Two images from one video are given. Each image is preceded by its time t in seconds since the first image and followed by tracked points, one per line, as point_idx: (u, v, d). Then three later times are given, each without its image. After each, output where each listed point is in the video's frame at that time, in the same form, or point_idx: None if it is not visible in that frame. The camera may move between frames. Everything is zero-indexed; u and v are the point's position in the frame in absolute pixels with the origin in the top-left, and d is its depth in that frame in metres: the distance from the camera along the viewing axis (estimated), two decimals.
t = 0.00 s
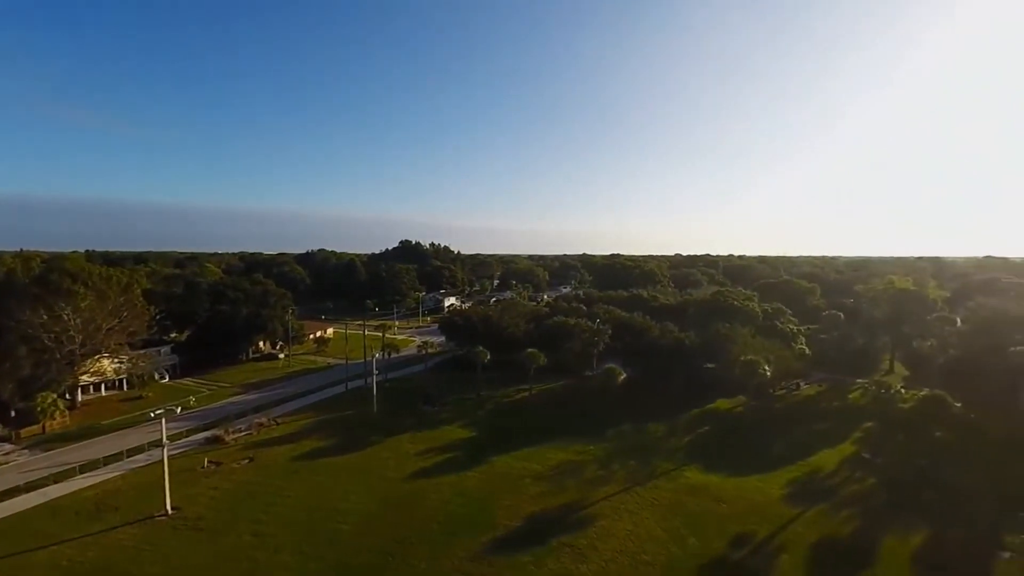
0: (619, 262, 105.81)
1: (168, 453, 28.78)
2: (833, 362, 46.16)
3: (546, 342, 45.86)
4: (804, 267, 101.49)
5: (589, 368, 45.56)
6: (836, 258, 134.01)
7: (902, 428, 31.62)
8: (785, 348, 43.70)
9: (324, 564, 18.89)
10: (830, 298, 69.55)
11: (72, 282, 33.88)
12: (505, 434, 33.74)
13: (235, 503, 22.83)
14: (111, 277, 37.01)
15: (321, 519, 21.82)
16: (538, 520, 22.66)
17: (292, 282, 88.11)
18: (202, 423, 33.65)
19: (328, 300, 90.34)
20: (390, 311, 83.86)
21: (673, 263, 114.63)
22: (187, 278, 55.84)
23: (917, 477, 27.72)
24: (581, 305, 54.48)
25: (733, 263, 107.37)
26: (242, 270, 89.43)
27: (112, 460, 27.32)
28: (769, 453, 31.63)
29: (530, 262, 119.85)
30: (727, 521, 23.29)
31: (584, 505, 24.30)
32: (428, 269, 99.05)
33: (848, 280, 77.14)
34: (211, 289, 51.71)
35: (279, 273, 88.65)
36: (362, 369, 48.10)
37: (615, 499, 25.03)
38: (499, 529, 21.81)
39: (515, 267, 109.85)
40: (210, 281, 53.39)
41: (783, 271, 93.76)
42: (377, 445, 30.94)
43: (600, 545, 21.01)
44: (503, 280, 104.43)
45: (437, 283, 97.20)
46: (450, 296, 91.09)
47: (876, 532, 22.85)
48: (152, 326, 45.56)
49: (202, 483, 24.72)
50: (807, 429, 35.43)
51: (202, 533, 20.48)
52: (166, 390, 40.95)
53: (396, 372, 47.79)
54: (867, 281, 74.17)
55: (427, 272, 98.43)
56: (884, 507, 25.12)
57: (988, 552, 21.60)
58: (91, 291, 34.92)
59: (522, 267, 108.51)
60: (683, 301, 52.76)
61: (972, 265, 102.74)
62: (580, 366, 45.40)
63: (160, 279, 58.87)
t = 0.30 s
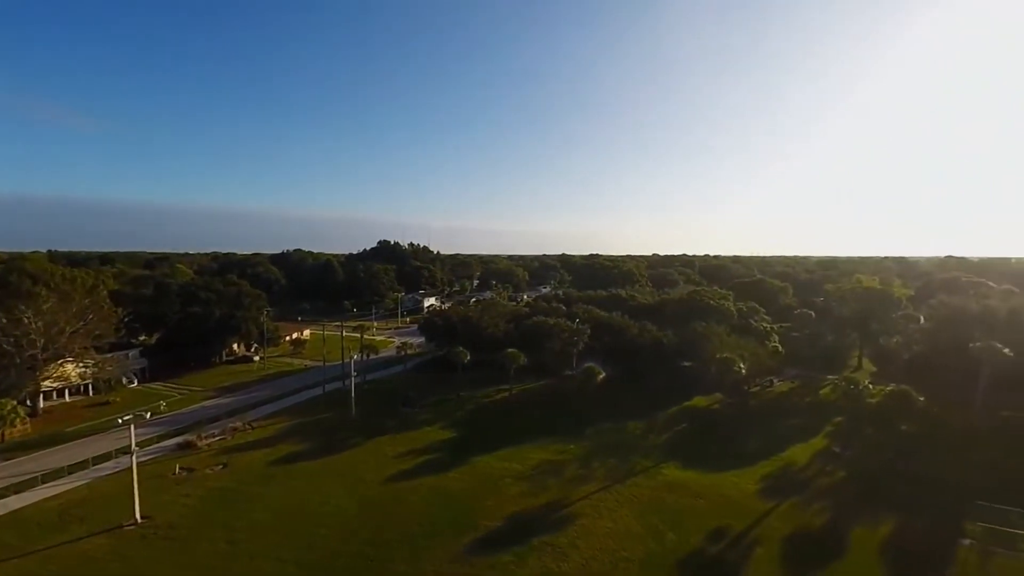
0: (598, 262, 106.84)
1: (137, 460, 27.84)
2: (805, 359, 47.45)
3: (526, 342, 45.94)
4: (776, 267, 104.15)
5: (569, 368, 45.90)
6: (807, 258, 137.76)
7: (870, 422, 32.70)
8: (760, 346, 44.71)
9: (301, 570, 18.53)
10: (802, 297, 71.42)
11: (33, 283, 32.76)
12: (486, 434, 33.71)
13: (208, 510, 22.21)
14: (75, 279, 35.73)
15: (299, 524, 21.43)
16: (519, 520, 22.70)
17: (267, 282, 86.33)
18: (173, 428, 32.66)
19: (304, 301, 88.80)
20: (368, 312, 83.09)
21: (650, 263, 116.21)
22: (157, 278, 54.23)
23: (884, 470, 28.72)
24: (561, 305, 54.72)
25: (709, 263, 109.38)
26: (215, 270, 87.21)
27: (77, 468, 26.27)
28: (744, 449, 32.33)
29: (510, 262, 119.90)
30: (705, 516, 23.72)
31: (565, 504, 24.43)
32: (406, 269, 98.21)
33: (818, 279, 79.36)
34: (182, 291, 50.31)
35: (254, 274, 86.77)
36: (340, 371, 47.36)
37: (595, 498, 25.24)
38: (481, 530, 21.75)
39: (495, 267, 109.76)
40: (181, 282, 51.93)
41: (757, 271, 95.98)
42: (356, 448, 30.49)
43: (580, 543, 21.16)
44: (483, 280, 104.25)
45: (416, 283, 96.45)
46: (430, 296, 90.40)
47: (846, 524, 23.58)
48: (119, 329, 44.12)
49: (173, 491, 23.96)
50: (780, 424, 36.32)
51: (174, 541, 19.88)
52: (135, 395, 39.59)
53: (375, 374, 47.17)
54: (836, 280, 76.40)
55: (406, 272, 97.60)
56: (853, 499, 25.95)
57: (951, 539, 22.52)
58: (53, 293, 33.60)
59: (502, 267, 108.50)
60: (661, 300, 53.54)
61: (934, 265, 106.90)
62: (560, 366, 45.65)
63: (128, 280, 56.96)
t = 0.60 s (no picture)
0: (577, 262, 107.51)
1: (105, 467, 26.91)
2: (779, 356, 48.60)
3: (506, 342, 45.99)
4: (751, 267, 106.50)
5: (550, 368, 46.09)
6: (780, 258, 141.10)
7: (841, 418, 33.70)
8: (735, 344, 45.64)
9: None
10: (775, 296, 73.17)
11: None
12: (467, 435, 33.59)
13: (181, 517, 21.62)
14: (36, 280, 34.35)
15: (276, 530, 21.02)
16: (500, 520, 22.69)
17: (241, 283, 84.51)
18: (143, 434, 31.67)
19: (280, 302, 87.16)
20: (346, 313, 82.11)
21: (629, 263, 117.49)
22: (125, 279, 52.58)
23: (854, 464, 29.65)
24: (541, 305, 54.90)
25: (686, 263, 111.12)
26: (187, 271, 84.90)
27: (41, 477, 25.26)
28: (721, 445, 32.98)
29: (490, 262, 119.83)
30: (683, 512, 24.12)
31: (546, 503, 24.55)
32: (386, 270, 97.26)
33: (791, 279, 81.39)
34: (152, 292, 48.89)
35: (228, 274, 84.84)
36: (318, 373, 46.62)
37: (576, 496, 25.42)
38: (462, 531, 21.70)
39: (475, 267, 109.52)
40: (151, 284, 50.46)
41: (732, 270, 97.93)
42: (334, 451, 30.07)
43: (561, 542, 21.28)
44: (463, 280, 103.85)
45: (395, 283, 95.60)
46: (409, 297, 89.65)
47: (818, 516, 24.27)
48: (85, 332, 42.64)
49: (144, 498, 23.26)
50: (755, 421, 37.16)
51: (144, 551, 19.26)
52: (102, 400, 38.27)
53: (353, 376, 46.58)
54: (808, 280, 78.49)
55: (384, 272, 96.56)
56: (825, 492, 26.72)
57: (916, 529, 23.36)
58: (13, 295, 32.21)
59: (482, 267, 108.30)
60: (639, 300, 54.21)
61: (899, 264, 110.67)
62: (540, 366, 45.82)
63: (94, 281, 54.99)
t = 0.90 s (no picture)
0: (557, 262, 107.96)
1: (70, 475, 25.92)
2: (754, 354, 49.66)
3: (487, 343, 45.96)
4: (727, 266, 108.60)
5: (530, 367, 46.21)
6: (754, 258, 144.12)
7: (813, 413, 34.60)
8: (712, 343, 46.46)
9: None
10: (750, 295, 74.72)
11: None
12: (448, 436, 33.46)
13: (153, 526, 20.99)
14: None
15: (251, 537, 20.52)
16: (482, 521, 22.64)
17: (215, 283, 82.40)
18: (110, 440, 30.60)
19: (256, 303, 85.35)
20: (324, 314, 81.07)
21: (608, 262, 118.61)
22: (92, 281, 50.81)
23: (826, 458, 30.49)
24: (521, 305, 54.99)
25: (663, 263, 112.64)
26: (158, 271, 82.57)
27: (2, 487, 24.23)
28: (699, 442, 33.53)
29: (470, 262, 119.49)
30: (662, 508, 24.44)
31: (527, 502, 24.58)
32: (364, 270, 96.15)
33: (765, 278, 83.25)
34: (121, 294, 47.34)
35: (200, 275, 82.71)
36: (295, 375, 45.80)
37: (557, 495, 25.52)
38: (443, 533, 21.57)
39: (455, 267, 109.06)
40: (119, 286, 48.84)
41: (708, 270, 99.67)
42: (312, 454, 29.58)
43: (542, 541, 21.34)
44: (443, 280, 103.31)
45: (374, 284, 94.59)
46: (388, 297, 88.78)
47: (792, 510, 24.87)
48: (48, 336, 41.01)
49: (113, 507, 22.50)
50: (731, 417, 37.89)
51: (113, 561, 18.62)
52: (67, 406, 36.88)
53: (331, 378, 45.90)
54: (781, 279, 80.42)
55: (363, 273, 95.42)
56: (798, 486, 27.42)
57: (885, 520, 24.13)
58: None
59: (462, 267, 107.91)
60: (618, 299, 54.78)
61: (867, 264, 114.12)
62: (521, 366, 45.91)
63: (58, 283, 52.98)
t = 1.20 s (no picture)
0: (538, 262, 108.24)
1: (33, 484, 24.93)
2: (731, 352, 50.62)
3: (468, 343, 45.88)
4: (704, 266, 110.44)
5: (511, 367, 46.33)
6: (730, 258, 146.91)
7: (788, 409, 35.42)
8: (690, 341, 47.19)
9: None
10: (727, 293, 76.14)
11: None
12: (429, 436, 33.26)
13: (123, 534, 20.36)
14: None
15: (227, 543, 20.07)
16: (463, 522, 22.57)
17: (187, 283, 80.17)
18: (76, 447, 29.52)
19: (231, 304, 83.48)
20: (302, 315, 79.74)
21: (588, 262, 119.38)
22: (58, 282, 49.20)
23: (799, 453, 31.26)
24: (501, 305, 55.03)
25: (642, 262, 113.95)
26: (127, 271, 80.18)
27: None
28: (677, 439, 34.05)
29: (450, 262, 119.01)
30: (642, 506, 24.71)
31: (509, 502, 24.61)
32: (343, 270, 94.90)
33: (741, 277, 84.90)
34: (87, 295, 45.89)
35: (172, 275, 80.49)
36: (271, 377, 44.90)
37: (538, 494, 25.62)
38: (424, 534, 21.46)
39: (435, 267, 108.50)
40: (86, 286, 47.34)
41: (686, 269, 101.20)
42: (290, 457, 29.07)
43: (524, 540, 21.39)
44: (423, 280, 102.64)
45: (353, 284, 93.45)
46: (368, 297, 87.79)
47: (768, 504, 25.44)
48: (9, 340, 39.53)
49: (81, 516, 21.76)
50: (709, 415, 38.55)
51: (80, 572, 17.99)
52: (30, 412, 35.50)
53: (309, 380, 45.15)
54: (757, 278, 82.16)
55: (342, 274, 94.16)
56: (773, 480, 28.07)
57: (856, 512, 24.86)
58: None
59: (443, 267, 107.37)
60: (598, 298, 55.25)
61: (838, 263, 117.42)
62: (502, 366, 46.00)
63: (20, 284, 51.10)
